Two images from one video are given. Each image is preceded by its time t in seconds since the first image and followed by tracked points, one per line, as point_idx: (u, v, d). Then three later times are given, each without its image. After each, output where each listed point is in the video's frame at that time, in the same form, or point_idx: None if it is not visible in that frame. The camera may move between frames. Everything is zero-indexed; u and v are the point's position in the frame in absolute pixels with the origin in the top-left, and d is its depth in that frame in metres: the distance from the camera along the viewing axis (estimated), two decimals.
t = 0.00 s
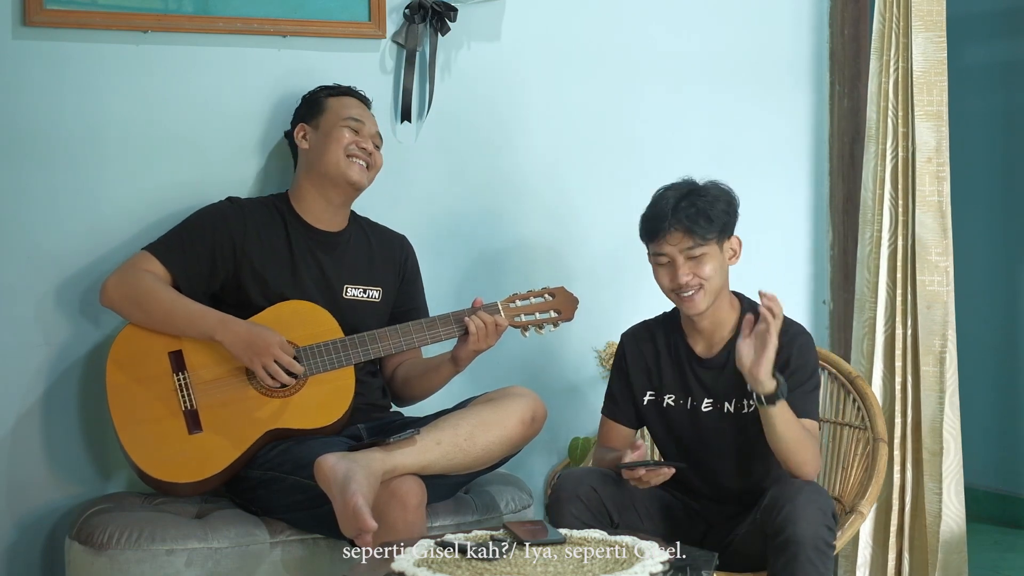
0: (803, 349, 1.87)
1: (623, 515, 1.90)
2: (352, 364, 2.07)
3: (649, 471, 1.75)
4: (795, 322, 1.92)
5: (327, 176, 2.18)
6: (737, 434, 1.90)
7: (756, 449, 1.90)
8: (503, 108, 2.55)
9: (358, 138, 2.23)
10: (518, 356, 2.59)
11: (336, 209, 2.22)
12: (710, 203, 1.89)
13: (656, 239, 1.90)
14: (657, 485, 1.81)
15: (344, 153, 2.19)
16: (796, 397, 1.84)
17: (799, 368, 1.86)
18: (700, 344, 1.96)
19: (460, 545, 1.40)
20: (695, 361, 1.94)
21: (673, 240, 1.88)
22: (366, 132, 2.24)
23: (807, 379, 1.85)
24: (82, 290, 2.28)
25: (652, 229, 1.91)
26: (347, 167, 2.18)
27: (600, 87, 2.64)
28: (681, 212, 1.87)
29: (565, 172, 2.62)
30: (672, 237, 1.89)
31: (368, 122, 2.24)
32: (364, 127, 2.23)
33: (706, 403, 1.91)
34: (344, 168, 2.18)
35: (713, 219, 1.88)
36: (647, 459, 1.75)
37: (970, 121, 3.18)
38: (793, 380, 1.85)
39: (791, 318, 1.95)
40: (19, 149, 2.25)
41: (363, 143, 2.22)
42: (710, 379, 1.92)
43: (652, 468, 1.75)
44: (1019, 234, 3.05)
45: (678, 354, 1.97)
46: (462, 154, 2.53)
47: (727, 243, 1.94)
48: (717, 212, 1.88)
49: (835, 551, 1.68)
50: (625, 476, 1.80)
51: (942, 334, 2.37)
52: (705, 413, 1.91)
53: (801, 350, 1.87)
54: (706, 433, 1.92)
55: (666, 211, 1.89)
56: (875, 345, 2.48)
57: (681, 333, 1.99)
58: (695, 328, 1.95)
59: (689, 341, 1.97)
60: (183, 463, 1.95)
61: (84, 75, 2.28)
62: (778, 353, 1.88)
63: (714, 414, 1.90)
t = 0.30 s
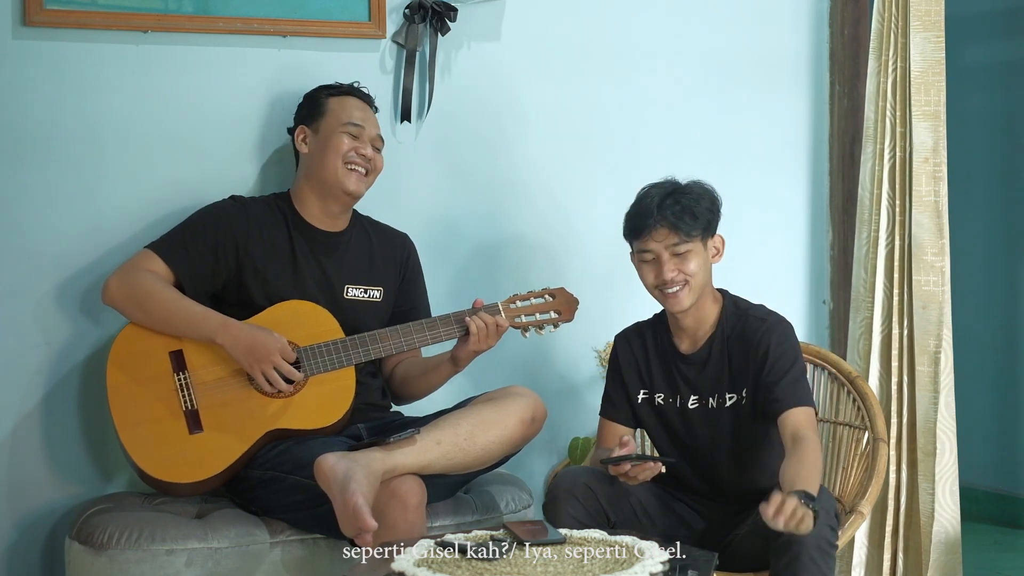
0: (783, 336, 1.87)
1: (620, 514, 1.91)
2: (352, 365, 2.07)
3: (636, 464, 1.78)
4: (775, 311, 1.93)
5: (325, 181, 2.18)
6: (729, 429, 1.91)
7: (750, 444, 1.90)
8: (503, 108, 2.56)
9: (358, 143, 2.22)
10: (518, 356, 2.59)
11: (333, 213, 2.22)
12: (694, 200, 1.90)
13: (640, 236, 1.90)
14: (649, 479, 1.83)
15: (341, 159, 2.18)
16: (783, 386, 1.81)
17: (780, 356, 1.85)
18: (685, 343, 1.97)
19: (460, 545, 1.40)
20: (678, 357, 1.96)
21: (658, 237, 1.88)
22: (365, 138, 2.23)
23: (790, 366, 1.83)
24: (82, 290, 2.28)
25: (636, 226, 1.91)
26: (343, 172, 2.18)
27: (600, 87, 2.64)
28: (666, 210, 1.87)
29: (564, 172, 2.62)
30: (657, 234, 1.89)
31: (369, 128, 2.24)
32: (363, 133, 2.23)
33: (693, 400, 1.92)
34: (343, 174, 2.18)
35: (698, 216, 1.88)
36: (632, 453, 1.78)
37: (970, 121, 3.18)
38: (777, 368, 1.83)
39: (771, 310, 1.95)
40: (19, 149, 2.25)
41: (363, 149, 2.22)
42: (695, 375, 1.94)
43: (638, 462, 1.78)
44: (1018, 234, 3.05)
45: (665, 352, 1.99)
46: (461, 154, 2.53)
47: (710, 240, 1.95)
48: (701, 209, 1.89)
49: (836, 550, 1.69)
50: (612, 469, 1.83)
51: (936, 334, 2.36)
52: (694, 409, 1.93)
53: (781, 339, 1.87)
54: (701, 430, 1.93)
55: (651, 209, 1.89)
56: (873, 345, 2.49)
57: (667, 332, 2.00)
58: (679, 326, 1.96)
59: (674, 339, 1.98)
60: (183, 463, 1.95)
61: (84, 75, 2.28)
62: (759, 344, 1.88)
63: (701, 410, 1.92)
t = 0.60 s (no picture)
0: (773, 335, 1.88)
1: (620, 514, 1.91)
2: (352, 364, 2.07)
3: (632, 465, 1.79)
4: (765, 309, 1.92)
5: (319, 193, 2.16)
6: (723, 429, 1.91)
7: (744, 443, 1.90)
8: (503, 108, 2.56)
9: (354, 158, 2.18)
10: (518, 356, 2.59)
11: (326, 220, 2.20)
12: (692, 200, 1.90)
13: (638, 235, 1.90)
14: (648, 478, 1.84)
15: (333, 176, 2.15)
16: (773, 385, 1.81)
17: (768, 355, 1.85)
18: (680, 343, 1.97)
19: (460, 545, 1.40)
20: (673, 357, 1.96)
21: (656, 236, 1.88)
22: (364, 152, 2.18)
23: (779, 364, 1.84)
24: (82, 290, 2.28)
25: (634, 225, 1.90)
26: (333, 188, 2.15)
27: (599, 87, 2.64)
28: (664, 210, 1.87)
29: (564, 172, 2.62)
30: (655, 234, 1.89)
31: (369, 143, 2.18)
32: (361, 150, 2.17)
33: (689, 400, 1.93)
34: (335, 189, 2.15)
35: (696, 216, 1.88)
36: (630, 451, 1.79)
37: (970, 121, 3.18)
38: (765, 366, 1.84)
39: (763, 308, 1.95)
40: (19, 149, 2.25)
41: (359, 165, 2.17)
42: (690, 375, 1.94)
43: (635, 460, 1.79)
44: (1018, 235, 3.05)
45: (660, 352, 1.99)
46: (461, 154, 2.53)
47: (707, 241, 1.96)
48: (698, 209, 1.89)
49: (831, 549, 1.69)
50: (610, 469, 1.84)
51: (934, 334, 2.36)
52: (690, 409, 1.93)
53: (771, 338, 1.87)
54: (698, 430, 1.93)
55: (649, 209, 1.88)
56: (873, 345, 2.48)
57: (662, 333, 2.00)
58: (674, 326, 1.96)
59: (669, 339, 1.99)
60: (182, 463, 1.95)
61: (84, 75, 2.28)
62: (748, 343, 1.89)
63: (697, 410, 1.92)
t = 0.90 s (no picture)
0: (780, 336, 1.87)
1: (620, 514, 1.91)
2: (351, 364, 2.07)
3: (643, 469, 1.77)
4: (772, 310, 1.93)
5: (315, 205, 2.14)
6: (727, 430, 1.91)
7: (747, 447, 1.90)
8: (502, 108, 2.55)
9: (350, 178, 2.12)
10: (518, 356, 2.59)
11: (324, 227, 2.20)
12: (698, 201, 1.90)
13: (644, 235, 1.90)
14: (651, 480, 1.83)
15: (326, 193, 2.11)
16: (779, 386, 1.81)
17: (776, 357, 1.85)
18: (684, 343, 1.97)
19: (460, 545, 1.40)
20: (678, 358, 1.96)
21: (663, 236, 1.88)
22: (361, 172, 2.12)
23: (786, 366, 1.84)
24: (82, 290, 2.28)
25: (640, 225, 1.91)
26: (326, 204, 2.12)
27: (599, 87, 2.64)
28: (671, 210, 1.87)
29: (564, 172, 2.62)
30: (662, 234, 1.89)
31: (367, 164, 2.11)
32: (356, 171, 2.11)
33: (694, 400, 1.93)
34: (327, 205, 2.12)
35: (702, 216, 1.89)
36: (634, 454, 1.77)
37: (970, 121, 3.18)
38: (772, 368, 1.84)
39: (769, 309, 1.95)
40: (19, 149, 2.25)
41: (354, 186, 2.11)
42: (696, 376, 1.94)
43: (640, 463, 1.78)
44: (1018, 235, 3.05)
45: (665, 352, 1.99)
46: (461, 154, 2.53)
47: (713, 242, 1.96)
48: (705, 209, 1.90)
49: (830, 549, 1.69)
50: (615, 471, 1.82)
51: (935, 334, 2.36)
52: (695, 409, 1.93)
53: (778, 339, 1.87)
54: (701, 431, 1.93)
55: (656, 209, 1.88)
56: (873, 345, 2.48)
57: (666, 332, 2.00)
58: (679, 326, 1.96)
59: (674, 339, 1.98)
60: (183, 462, 1.95)
61: (84, 75, 2.28)
62: (755, 345, 1.88)
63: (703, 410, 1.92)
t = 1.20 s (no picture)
0: (788, 336, 1.88)
1: (620, 514, 1.91)
2: (348, 363, 2.07)
3: (643, 473, 1.77)
4: (781, 310, 1.93)
5: (314, 216, 2.14)
6: (732, 430, 1.91)
7: (752, 450, 1.91)
8: (502, 108, 2.55)
9: (348, 198, 2.09)
10: (518, 356, 2.59)
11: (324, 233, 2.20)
12: (711, 201, 1.90)
13: (655, 233, 1.90)
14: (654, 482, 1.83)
15: (326, 209, 2.10)
16: (786, 385, 1.82)
17: (783, 356, 1.85)
18: (692, 344, 1.97)
19: (460, 546, 1.40)
20: (685, 356, 1.96)
21: (674, 234, 1.88)
22: (359, 194, 2.09)
23: (794, 367, 1.84)
24: (82, 289, 2.28)
25: (651, 224, 1.91)
26: (324, 218, 2.11)
27: (599, 87, 2.64)
28: (683, 209, 1.88)
29: (564, 172, 2.62)
30: (673, 232, 1.89)
31: (365, 186, 2.08)
32: (355, 193, 2.08)
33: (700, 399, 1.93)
34: (325, 219, 2.11)
35: (714, 216, 1.89)
36: (638, 457, 1.77)
37: (970, 121, 3.18)
38: (780, 368, 1.84)
39: (778, 309, 1.96)
40: (19, 149, 2.25)
41: (351, 206, 2.10)
42: (702, 375, 1.94)
43: (643, 466, 1.77)
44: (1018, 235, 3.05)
45: (671, 351, 1.99)
46: (461, 155, 2.53)
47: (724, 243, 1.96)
48: (717, 210, 1.90)
49: (831, 549, 1.69)
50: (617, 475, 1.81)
51: (938, 334, 2.36)
52: (701, 409, 1.94)
53: (787, 339, 1.88)
54: (706, 431, 1.93)
55: (667, 207, 1.89)
56: (874, 345, 2.48)
57: (672, 331, 2.00)
58: (685, 326, 1.96)
59: (679, 338, 1.98)
60: (182, 464, 1.95)
61: (84, 76, 2.28)
62: (764, 344, 1.89)
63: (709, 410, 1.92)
